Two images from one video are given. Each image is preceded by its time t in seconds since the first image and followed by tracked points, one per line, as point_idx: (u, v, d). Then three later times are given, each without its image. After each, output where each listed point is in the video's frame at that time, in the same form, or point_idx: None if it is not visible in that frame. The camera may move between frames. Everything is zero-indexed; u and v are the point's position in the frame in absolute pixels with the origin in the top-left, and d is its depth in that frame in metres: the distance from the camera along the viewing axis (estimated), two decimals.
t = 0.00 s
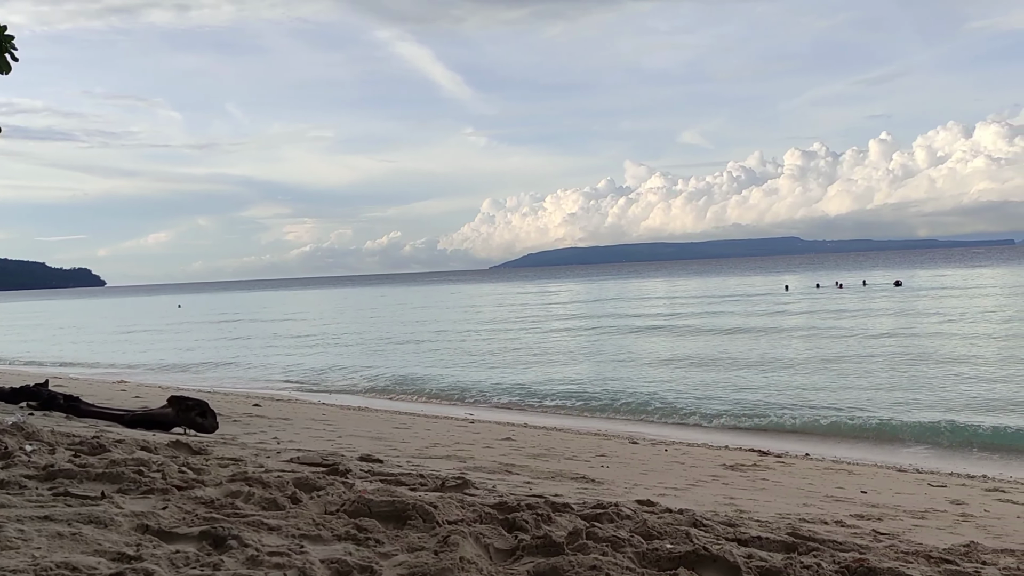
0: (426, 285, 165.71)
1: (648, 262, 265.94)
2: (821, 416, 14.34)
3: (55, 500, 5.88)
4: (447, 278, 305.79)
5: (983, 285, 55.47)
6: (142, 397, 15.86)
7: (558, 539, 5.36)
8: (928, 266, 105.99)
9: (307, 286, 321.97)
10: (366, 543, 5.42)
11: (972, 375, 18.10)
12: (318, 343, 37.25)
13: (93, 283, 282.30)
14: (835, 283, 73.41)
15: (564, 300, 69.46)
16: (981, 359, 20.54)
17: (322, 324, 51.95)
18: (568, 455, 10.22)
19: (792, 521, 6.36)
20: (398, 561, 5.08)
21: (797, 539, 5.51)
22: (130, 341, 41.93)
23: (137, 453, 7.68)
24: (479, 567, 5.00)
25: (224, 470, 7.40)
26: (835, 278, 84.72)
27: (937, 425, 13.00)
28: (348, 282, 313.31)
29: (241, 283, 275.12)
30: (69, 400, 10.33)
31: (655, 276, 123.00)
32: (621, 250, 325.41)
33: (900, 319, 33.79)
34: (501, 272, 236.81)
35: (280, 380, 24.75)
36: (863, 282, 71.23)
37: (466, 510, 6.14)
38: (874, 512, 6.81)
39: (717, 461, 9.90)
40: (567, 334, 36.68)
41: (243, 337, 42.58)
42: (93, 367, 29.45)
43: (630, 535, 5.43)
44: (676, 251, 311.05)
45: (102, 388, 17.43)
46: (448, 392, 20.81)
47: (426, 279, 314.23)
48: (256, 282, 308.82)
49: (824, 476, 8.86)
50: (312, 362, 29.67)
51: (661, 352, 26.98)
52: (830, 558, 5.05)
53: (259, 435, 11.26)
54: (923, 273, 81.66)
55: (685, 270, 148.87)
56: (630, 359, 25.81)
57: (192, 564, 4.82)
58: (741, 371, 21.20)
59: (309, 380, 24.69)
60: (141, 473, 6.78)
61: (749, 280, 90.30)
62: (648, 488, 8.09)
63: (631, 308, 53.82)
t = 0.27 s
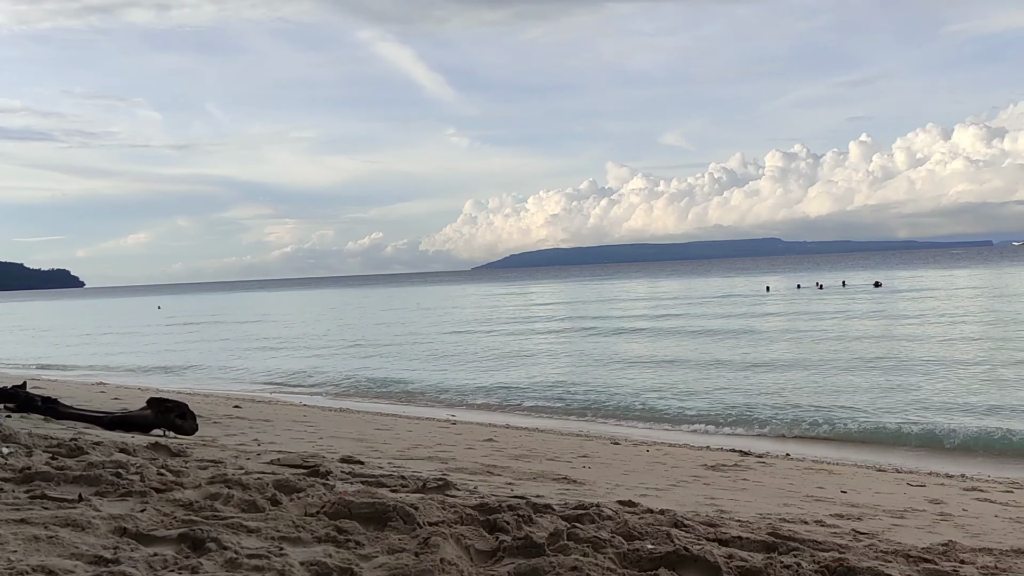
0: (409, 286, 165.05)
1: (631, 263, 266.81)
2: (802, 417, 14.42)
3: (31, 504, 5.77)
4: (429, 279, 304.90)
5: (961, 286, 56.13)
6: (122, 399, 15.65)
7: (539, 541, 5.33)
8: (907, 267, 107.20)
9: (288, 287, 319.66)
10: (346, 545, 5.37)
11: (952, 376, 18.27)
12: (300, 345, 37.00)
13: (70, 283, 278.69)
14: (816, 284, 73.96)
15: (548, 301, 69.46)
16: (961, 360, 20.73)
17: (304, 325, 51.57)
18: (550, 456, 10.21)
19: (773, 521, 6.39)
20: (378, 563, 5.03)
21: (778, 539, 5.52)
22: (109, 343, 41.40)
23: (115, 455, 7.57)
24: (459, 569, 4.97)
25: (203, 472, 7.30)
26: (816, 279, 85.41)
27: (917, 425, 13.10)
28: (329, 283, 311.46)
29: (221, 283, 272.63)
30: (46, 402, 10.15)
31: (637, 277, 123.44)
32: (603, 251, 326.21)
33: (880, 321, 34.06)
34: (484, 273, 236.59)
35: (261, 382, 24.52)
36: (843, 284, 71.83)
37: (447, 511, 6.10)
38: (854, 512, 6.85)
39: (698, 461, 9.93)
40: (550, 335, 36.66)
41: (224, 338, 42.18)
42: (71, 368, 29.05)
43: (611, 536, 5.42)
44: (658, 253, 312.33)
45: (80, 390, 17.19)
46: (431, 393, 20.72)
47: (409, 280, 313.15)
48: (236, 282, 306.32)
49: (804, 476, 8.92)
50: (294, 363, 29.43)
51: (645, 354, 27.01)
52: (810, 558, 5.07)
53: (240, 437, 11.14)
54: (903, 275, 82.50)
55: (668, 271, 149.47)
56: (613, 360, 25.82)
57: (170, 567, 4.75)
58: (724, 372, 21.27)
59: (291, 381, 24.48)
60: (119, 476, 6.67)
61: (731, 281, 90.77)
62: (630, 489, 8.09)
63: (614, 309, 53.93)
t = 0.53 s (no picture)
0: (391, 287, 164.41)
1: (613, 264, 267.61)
2: (784, 418, 14.50)
3: (6, 507, 5.65)
4: (411, 280, 303.93)
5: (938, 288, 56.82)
6: (101, 401, 15.42)
7: (520, 543, 5.31)
8: (885, 269, 108.37)
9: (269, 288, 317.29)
10: (327, 548, 5.31)
11: (930, 377, 18.45)
12: (282, 347, 36.69)
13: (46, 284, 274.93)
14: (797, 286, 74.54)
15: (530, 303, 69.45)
16: (939, 362, 20.96)
17: (285, 327, 51.16)
18: (532, 458, 10.19)
19: (754, 521, 6.42)
20: (358, 565, 4.98)
21: (758, 539, 5.54)
22: (87, 345, 40.84)
23: (94, 458, 7.44)
24: (440, 571, 4.94)
25: (183, 475, 7.20)
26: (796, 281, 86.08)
27: (897, 426, 13.22)
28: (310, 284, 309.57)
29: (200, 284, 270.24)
30: (24, 404, 9.96)
31: (620, 279, 123.82)
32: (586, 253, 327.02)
33: (860, 322, 34.35)
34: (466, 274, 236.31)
35: (241, 384, 24.30)
36: (822, 286, 72.46)
37: (428, 513, 6.06)
38: (835, 512, 6.90)
39: (679, 462, 9.96)
40: (533, 336, 36.63)
41: (204, 340, 41.75)
42: (46, 371, 28.60)
43: (592, 538, 5.40)
44: (640, 254, 313.53)
45: (57, 392, 16.93)
46: (412, 395, 20.61)
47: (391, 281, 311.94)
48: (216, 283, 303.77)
49: (785, 476, 8.97)
50: (274, 365, 29.18)
51: (627, 355, 27.05)
52: (790, 558, 5.09)
53: (220, 439, 11.02)
54: (882, 277, 83.35)
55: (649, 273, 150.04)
56: (596, 361, 25.84)
57: (147, 571, 4.66)
58: (706, 374, 21.35)
59: (271, 383, 24.26)
60: (97, 479, 6.56)
61: (713, 283, 91.26)
62: (611, 490, 8.08)
63: (596, 311, 54.04)
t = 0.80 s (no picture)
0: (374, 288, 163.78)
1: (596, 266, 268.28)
2: (765, 419, 14.57)
3: None
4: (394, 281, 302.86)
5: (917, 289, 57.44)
6: (80, 403, 15.22)
7: (502, 544, 5.29)
8: (864, 270, 109.44)
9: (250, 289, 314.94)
10: (308, 550, 5.26)
11: (909, 378, 18.62)
12: (263, 348, 36.40)
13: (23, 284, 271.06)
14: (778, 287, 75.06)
15: (513, 304, 69.41)
16: (918, 363, 21.16)
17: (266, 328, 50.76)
18: (514, 459, 10.16)
19: (736, 522, 6.43)
20: (340, 568, 4.93)
21: (740, 540, 5.56)
22: (65, 347, 40.30)
23: (72, 460, 7.32)
24: (422, 573, 4.90)
25: (163, 478, 7.11)
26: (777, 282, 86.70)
27: (877, 426, 13.32)
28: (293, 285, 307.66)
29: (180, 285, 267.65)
30: (3, 406, 9.80)
31: (603, 280, 124.13)
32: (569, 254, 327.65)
33: (840, 324, 34.63)
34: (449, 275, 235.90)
35: (223, 386, 24.08)
36: (803, 287, 73.07)
37: (410, 515, 6.02)
38: (816, 512, 6.94)
39: (662, 463, 9.99)
40: (515, 338, 36.60)
41: (184, 342, 41.35)
42: (23, 373, 28.18)
43: (575, 539, 5.39)
44: (623, 256, 314.55)
45: (35, 394, 16.69)
46: (395, 397, 20.53)
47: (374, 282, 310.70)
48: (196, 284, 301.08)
49: (767, 476, 9.02)
50: (256, 366, 28.95)
51: (610, 356, 27.08)
52: (772, 558, 5.11)
53: (200, 441, 10.91)
54: (863, 278, 84.18)
55: (632, 274, 150.55)
56: (578, 362, 25.87)
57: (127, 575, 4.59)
58: (688, 375, 21.41)
59: (253, 385, 24.06)
60: (75, 481, 6.46)
61: (695, 284, 91.71)
62: (594, 491, 8.09)
63: (579, 312, 54.14)
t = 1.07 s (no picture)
0: (358, 288, 163.05)
1: (581, 266, 268.67)
2: (749, 419, 14.66)
3: None
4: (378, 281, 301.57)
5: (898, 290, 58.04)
6: (61, 404, 15.05)
7: (485, 544, 5.27)
8: (845, 271, 110.50)
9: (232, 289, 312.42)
10: (289, 552, 5.21)
11: (891, 378, 18.79)
12: (247, 348, 36.18)
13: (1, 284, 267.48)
14: (762, 288, 75.47)
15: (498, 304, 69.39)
16: (900, 363, 21.37)
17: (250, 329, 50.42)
18: (498, 460, 10.14)
19: (718, 522, 6.46)
20: (322, 570, 4.88)
21: (723, 540, 5.57)
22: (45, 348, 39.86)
23: (51, 461, 7.21)
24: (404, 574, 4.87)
25: (144, 479, 7.02)
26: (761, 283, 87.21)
27: (860, 426, 13.43)
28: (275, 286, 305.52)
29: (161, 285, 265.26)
30: None
31: (587, 281, 124.49)
32: (553, 254, 327.96)
33: (823, 324, 34.87)
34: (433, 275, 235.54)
35: (205, 386, 23.90)
36: (786, 288, 73.65)
37: (393, 516, 5.98)
38: (799, 512, 6.97)
39: (645, 463, 10.01)
40: (500, 338, 36.56)
41: (166, 342, 41.00)
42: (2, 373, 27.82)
43: (558, 539, 5.38)
44: (607, 256, 315.19)
45: (14, 395, 16.48)
46: (380, 397, 20.46)
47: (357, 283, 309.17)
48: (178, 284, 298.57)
49: (750, 476, 9.06)
50: (239, 367, 28.75)
51: (595, 357, 27.11)
52: (754, 558, 5.12)
53: (182, 442, 10.80)
54: (846, 278, 84.89)
55: (617, 274, 150.97)
56: (563, 363, 25.89)
57: None
58: (673, 375, 21.48)
59: (236, 386, 23.86)
60: (54, 483, 6.36)
61: (679, 285, 92.09)
62: (577, 491, 8.08)
63: (564, 312, 54.25)
